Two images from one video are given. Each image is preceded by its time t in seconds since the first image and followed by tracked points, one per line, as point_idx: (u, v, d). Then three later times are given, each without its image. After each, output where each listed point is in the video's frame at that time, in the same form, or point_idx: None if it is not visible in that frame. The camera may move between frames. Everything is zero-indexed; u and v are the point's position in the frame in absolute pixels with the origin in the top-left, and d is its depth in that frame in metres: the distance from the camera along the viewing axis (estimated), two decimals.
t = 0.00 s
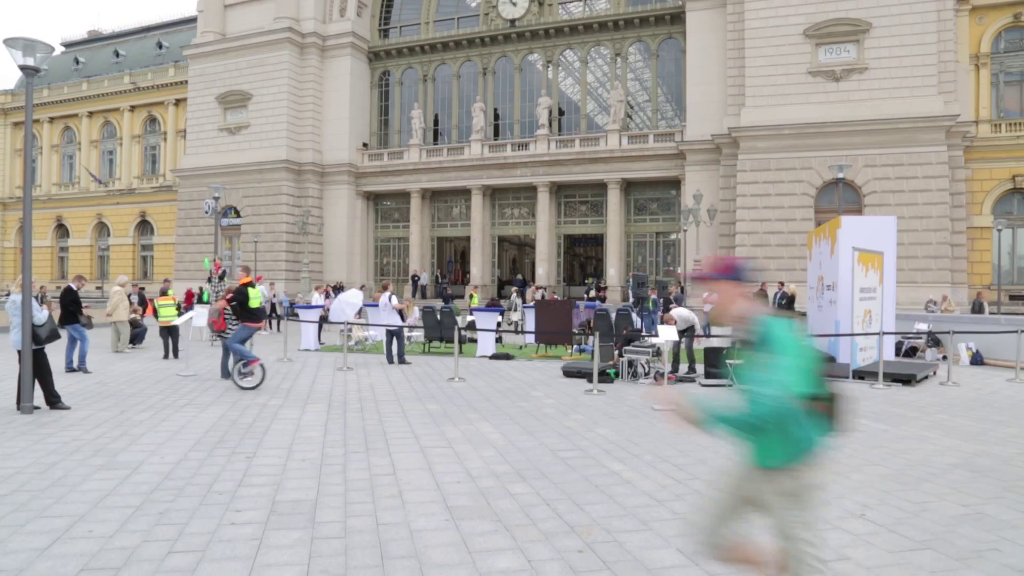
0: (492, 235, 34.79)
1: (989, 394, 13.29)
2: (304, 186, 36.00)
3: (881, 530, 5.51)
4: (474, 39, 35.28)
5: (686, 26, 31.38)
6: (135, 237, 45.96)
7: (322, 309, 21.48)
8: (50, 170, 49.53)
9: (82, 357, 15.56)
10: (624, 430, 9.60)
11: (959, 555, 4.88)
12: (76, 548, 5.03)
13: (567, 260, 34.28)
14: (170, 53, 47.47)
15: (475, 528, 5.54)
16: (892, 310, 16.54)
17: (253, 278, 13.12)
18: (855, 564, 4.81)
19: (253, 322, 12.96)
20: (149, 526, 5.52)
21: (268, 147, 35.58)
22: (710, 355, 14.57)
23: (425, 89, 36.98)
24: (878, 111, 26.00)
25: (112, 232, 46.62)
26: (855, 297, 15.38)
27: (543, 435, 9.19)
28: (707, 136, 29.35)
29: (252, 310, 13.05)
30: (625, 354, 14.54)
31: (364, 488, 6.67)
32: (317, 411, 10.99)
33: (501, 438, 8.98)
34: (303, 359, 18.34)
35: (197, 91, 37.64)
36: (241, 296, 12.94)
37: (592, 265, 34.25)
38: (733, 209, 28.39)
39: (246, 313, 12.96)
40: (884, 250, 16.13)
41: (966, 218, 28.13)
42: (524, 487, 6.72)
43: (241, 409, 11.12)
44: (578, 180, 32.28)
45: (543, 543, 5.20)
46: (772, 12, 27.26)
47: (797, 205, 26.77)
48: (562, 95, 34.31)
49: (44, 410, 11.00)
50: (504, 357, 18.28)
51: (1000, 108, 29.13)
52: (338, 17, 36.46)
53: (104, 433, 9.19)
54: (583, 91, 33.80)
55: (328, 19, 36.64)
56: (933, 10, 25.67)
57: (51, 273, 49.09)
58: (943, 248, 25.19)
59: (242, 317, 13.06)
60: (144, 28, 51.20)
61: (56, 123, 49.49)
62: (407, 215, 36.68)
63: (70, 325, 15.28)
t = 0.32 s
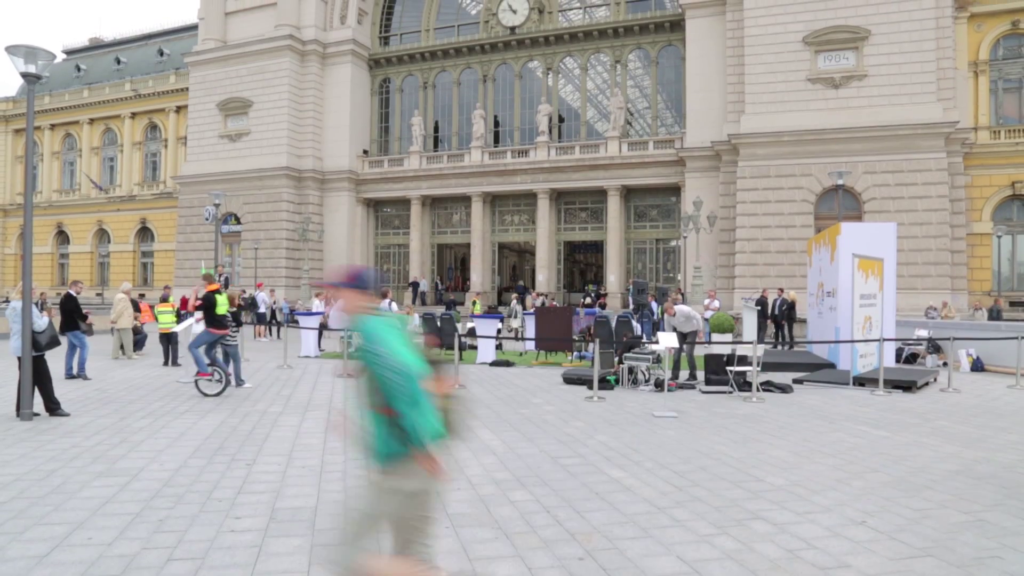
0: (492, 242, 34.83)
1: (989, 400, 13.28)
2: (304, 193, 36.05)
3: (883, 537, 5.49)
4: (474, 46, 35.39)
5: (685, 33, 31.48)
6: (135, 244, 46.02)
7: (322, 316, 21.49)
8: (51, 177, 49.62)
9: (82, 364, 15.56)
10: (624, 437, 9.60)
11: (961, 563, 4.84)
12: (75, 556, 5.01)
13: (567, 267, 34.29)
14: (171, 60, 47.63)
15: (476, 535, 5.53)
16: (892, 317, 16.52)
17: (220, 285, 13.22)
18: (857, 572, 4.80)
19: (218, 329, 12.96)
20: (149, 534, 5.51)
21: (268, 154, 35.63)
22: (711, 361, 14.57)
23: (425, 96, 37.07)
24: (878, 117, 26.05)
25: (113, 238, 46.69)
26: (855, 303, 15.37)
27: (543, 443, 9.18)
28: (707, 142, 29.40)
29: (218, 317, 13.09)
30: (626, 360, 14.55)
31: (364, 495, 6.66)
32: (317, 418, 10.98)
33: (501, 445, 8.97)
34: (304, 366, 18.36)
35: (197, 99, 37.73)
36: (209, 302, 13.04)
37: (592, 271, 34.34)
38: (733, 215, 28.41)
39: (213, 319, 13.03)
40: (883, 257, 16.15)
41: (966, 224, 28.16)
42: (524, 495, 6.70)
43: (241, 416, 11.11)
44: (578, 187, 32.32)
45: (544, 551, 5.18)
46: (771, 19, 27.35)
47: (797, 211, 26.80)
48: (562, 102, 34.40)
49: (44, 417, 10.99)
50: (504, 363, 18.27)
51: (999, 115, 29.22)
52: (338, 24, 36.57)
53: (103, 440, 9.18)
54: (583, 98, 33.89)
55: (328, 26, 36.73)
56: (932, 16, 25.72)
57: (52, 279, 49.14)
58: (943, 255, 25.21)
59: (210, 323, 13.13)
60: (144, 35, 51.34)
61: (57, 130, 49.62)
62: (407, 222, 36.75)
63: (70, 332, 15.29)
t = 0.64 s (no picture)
0: (492, 249, 34.82)
1: (989, 408, 13.27)
2: (304, 202, 36.07)
3: (884, 546, 5.48)
4: (474, 55, 35.50)
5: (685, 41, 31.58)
6: (135, 251, 46.02)
7: (322, 324, 21.50)
8: (51, 185, 49.69)
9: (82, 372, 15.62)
10: (624, 445, 9.59)
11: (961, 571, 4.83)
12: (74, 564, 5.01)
13: (567, 275, 34.30)
14: (173, 68, 47.80)
15: (476, 543, 5.52)
16: (892, 325, 16.51)
17: (184, 293, 12.92)
18: None
19: (184, 339, 12.79)
20: (148, 542, 5.50)
21: (268, 162, 35.67)
22: (711, 369, 14.57)
23: (426, 104, 37.18)
24: (877, 125, 26.09)
25: (113, 246, 46.73)
26: (855, 311, 15.37)
27: (544, 450, 9.18)
28: (707, 151, 29.45)
29: (182, 326, 12.91)
30: (626, 368, 14.58)
31: (364, 503, 6.64)
32: (317, 426, 10.97)
33: (501, 454, 8.96)
34: (303, 374, 18.34)
35: (198, 107, 37.82)
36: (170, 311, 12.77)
37: (592, 279, 33.89)
38: (733, 223, 28.42)
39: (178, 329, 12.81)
40: (882, 265, 16.16)
41: (965, 232, 28.18)
42: (524, 503, 6.69)
43: (241, 424, 11.10)
44: (578, 195, 32.37)
45: (544, 559, 5.17)
46: (770, 27, 27.46)
47: (797, 219, 26.82)
48: (562, 111, 34.49)
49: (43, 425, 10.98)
50: (504, 371, 18.26)
51: (997, 122, 29.30)
52: (339, 32, 36.67)
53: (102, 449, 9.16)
54: (583, 107, 33.97)
55: (328, 35, 36.82)
56: (930, 25, 25.80)
57: (52, 287, 49.13)
58: (943, 262, 25.21)
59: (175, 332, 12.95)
60: (146, 43, 51.53)
61: (58, 137, 49.72)
62: (407, 230, 36.80)
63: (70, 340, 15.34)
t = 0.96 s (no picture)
0: (492, 260, 34.84)
1: (990, 418, 13.24)
2: (304, 212, 36.13)
3: (885, 556, 5.46)
4: (474, 65, 35.64)
5: (684, 52, 31.71)
6: (135, 261, 46.06)
7: (322, 334, 21.50)
8: (52, 195, 49.78)
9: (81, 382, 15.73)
10: (624, 455, 9.57)
11: None
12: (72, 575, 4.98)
13: (567, 285, 34.33)
14: (174, 79, 47.97)
15: (475, 555, 5.49)
16: (893, 335, 16.49)
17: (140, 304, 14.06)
18: None
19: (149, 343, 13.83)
20: (145, 553, 5.47)
21: (269, 172, 35.73)
22: (710, 379, 14.55)
23: (426, 115, 37.29)
24: (876, 135, 26.16)
25: (113, 256, 46.77)
26: (855, 321, 15.37)
27: (544, 461, 9.16)
28: (706, 161, 29.53)
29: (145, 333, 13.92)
30: (626, 379, 14.58)
31: (364, 514, 6.62)
32: (316, 436, 10.95)
33: (500, 464, 8.94)
34: (303, 384, 18.33)
35: (199, 117, 37.91)
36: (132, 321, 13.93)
37: (592, 289, 34.70)
38: (733, 233, 28.44)
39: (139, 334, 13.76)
40: (882, 275, 16.18)
41: (965, 241, 28.21)
42: (524, 514, 6.67)
43: (240, 434, 11.07)
44: (578, 205, 32.43)
45: (544, 570, 5.15)
46: (769, 38, 27.59)
47: (797, 229, 26.85)
48: (562, 121, 34.60)
49: (42, 435, 10.96)
50: (504, 382, 18.24)
51: (995, 132, 29.39)
52: (339, 43, 36.82)
53: (101, 459, 9.14)
54: (583, 117, 34.06)
55: (329, 46, 36.97)
56: (928, 36, 25.92)
57: (52, 297, 49.09)
58: (943, 272, 25.21)
59: (136, 340, 13.71)
60: (147, 54, 51.74)
61: (59, 148, 49.83)
62: (407, 240, 36.84)
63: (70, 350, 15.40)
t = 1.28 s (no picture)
0: (492, 271, 34.85)
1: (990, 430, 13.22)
2: (305, 223, 36.20)
3: (887, 569, 5.43)
4: (474, 78, 35.80)
5: (683, 64, 31.87)
6: (136, 273, 46.10)
7: (322, 345, 21.49)
8: (53, 207, 49.89)
9: (80, 394, 15.68)
10: (625, 468, 9.54)
11: None
12: None
13: (567, 297, 34.32)
14: (175, 91, 48.18)
15: (475, 568, 5.46)
16: (893, 346, 16.47)
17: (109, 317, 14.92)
18: None
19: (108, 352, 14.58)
20: (143, 566, 5.45)
21: (269, 184, 35.79)
22: (711, 391, 14.51)
23: (426, 127, 37.42)
24: (874, 146, 26.24)
25: (113, 268, 46.79)
26: (855, 332, 15.36)
27: (544, 473, 9.12)
28: (705, 173, 29.60)
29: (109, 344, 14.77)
30: (626, 390, 14.56)
31: (363, 527, 6.59)
32: (316, 449, 10.91)
33: (501, 477, 8.91)
34: (303, 396, 18.29)
35: (200, 129, 38.02)
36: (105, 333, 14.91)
37: (592, 300, 35.07)
38: (732, 244, 28.45)
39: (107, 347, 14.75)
40: (882, 286, 16.19)
41: (964, 252, 28.23)
42: (524, 527, 6.64)
43: (239, 446, 11.03)
44: (578, 217, 32.48)
45: None
46: (767, 50, 27.74)
47: (797, 240, 26.87)
48: (562, 133, 34.72)
49: (41, 447, 10.93)
50: (504, 394, 18.21)
51: (994, 144, 29.47)
52: (340, 56, 36.98)
53: (100, 471, 9.11)
54: (583, 129, 34.18)
55: (330, 58, 37.14)
56: (926, 48, 26.04)
57: (51, 308, 49.05)
58: (943, 283, 25.21)
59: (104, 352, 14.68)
60: (149, 67, 52.01)
61: (61, 159, 49.95)
62: (407, 252, 36.86)
63: (70, 362, 15.36)
